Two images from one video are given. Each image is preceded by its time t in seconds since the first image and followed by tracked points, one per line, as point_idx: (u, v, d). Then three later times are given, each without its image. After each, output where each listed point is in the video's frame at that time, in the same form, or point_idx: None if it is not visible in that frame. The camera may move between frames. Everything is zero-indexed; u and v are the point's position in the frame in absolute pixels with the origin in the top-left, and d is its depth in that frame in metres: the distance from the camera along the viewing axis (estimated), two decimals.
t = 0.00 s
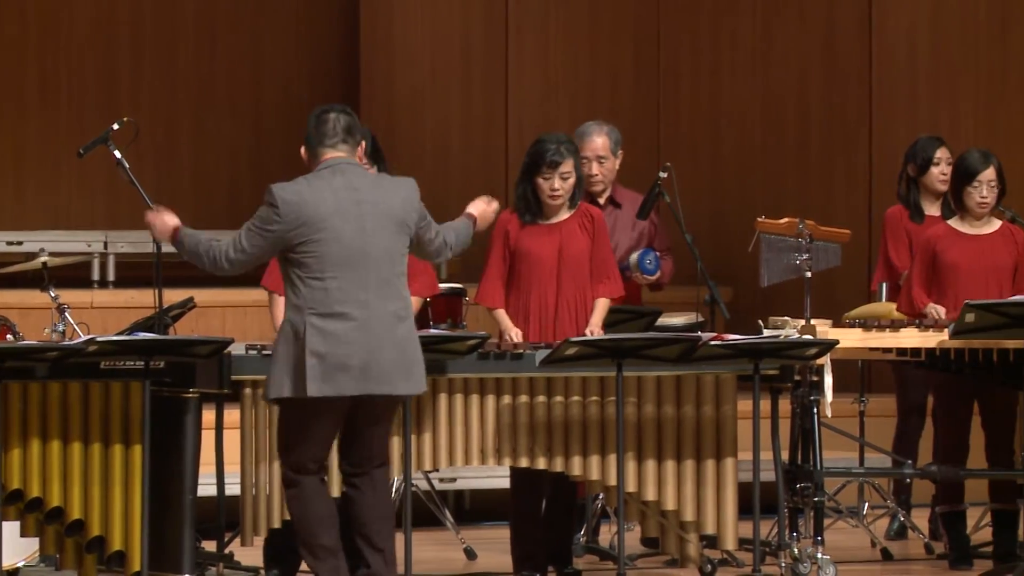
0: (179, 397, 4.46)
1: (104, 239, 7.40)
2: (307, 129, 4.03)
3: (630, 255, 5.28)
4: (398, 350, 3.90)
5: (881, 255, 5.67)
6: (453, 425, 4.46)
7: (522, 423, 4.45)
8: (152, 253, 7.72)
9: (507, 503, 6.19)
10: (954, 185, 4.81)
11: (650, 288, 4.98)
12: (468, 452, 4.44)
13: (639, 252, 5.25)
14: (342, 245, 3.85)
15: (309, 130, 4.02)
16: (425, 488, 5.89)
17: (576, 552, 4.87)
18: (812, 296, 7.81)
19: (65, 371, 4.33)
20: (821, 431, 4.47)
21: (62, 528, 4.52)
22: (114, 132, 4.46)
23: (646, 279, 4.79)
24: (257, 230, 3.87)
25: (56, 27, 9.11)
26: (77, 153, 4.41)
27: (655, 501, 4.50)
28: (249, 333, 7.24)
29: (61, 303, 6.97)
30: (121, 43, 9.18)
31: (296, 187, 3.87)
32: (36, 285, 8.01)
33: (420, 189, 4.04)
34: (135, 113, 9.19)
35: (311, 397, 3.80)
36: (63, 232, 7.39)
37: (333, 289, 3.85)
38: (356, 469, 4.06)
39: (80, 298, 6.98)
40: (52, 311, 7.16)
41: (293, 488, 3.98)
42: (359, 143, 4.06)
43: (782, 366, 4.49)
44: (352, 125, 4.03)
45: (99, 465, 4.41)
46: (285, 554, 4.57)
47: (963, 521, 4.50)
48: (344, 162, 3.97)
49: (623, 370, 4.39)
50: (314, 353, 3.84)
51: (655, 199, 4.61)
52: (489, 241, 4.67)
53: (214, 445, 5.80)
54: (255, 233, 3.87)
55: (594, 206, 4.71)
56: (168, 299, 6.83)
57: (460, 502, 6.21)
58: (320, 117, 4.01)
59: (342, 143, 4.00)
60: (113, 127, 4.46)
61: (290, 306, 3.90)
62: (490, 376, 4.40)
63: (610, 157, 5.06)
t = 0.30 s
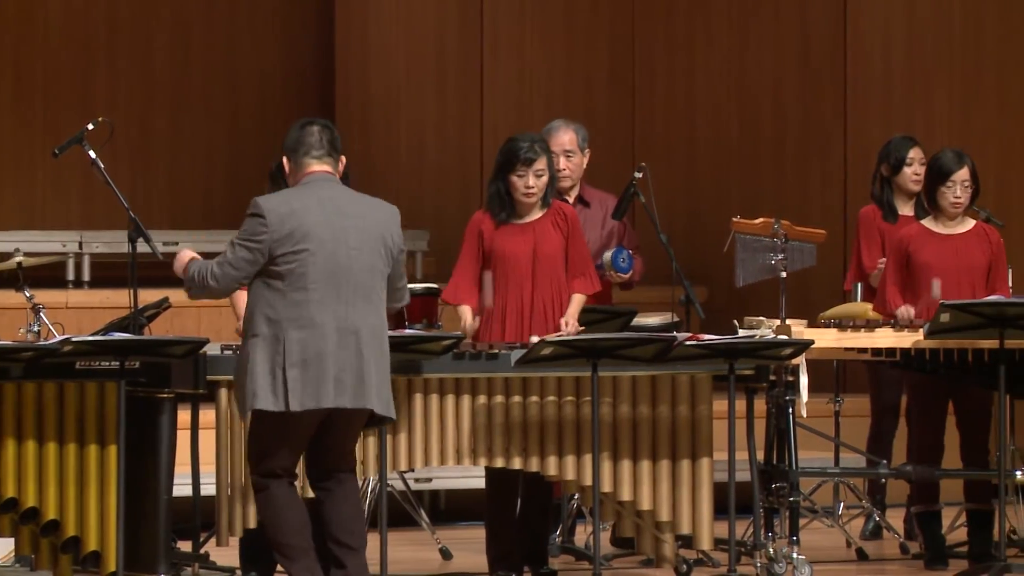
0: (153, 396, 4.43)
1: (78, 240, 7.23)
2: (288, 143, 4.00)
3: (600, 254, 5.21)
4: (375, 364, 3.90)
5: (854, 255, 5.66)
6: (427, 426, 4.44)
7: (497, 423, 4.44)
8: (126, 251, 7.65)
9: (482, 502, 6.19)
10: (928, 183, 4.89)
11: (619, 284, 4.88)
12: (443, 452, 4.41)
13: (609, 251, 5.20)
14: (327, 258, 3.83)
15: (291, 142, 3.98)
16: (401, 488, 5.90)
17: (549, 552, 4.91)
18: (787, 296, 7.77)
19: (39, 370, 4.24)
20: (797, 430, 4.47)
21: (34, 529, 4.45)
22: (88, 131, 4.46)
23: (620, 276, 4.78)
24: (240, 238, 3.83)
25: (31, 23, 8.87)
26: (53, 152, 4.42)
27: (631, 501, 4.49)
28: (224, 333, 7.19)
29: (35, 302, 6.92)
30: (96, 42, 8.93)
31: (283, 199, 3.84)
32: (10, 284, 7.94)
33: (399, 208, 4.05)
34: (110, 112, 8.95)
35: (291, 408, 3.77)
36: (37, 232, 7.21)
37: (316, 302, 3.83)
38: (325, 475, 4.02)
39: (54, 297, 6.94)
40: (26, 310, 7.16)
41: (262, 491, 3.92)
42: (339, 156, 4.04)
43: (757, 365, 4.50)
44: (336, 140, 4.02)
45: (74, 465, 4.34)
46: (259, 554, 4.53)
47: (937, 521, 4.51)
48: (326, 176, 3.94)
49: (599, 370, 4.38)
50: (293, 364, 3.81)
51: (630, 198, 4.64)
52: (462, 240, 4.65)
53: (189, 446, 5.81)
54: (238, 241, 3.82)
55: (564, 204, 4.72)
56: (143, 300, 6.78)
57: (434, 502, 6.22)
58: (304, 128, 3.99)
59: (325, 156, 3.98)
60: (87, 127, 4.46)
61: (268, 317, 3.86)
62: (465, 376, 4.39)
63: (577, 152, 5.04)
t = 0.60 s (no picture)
0: (134, 396, 4.40)
1: (58, 239, 7.21)
2: (266, 117, 3.97)
3: (579, 254, 5.22)
4: (361, 345, 3.88)
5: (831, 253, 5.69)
6: (406, 424, 4.42)
7: (477, 422, 4.42)
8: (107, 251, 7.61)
9: (460, 502, 6.19)
10: (909, 181, 4.92)
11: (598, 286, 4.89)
12: (423, 451, 4.40)
13: (588, 250, 5.22)
14: (308, 239, 3.82)
15: (271, 117, 3.95)
16: (381, 488, 5.90)
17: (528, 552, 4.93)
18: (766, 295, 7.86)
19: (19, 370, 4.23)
20: (776, 430, 4.47)
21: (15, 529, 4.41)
22: (67, 131, 4.47)
23: (600, 278, 4.77)
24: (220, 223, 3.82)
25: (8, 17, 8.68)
26: (33, 150, 4.42)
27: (610, 500, 4.49)
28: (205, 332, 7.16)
29: (14, 302, 6.86)
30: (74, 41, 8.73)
31: (261, 182, 3.83)
32: None
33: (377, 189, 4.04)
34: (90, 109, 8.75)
35: (277, 389, 3.75)
36: (17, 231, 7.18)
37: (298, 283, 3.81)
38: (316, 468, 3.99)
39: (34, 296, 6.88)
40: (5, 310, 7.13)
41: (253, 484, 3.90)
42: (316, 132, 4.02)
43: (737, 364, 4.49)
44: (315, 116, 3.99)
45: (54, 464, 4.31)
46: (239, 551, 4.54)
47: (917, 520, 4.52)
48: (306, 156, 3.94)
49: (579, 369, 4.37)
50: (279, 346, 3.80)
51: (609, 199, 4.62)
52: (440, 240, 4.66)
53: (168, 445, 5.84)
54: (218, 226, 3.82)
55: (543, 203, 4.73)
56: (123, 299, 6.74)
57: (414, 502, 6.22)
58: (282, 104, 3.96)
59: (305, 135, 3.97)
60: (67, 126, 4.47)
61: (252, 301, 3.85)
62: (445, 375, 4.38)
63: (556, 148, 5.04)
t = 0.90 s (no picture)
0: (114, 396, 4.33)
1: (38, 240, 7.18)
2: (238, 106, 3.91)
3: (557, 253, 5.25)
4: (344, 328, 3.82)
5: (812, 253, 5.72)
6: (385, 424, 4.41)
7: (457, 422, 4.42)
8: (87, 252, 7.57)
9: (439, 502, 6.21)
10: (893, 182, 4.92)
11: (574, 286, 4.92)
12: (403, 451, 4.39)
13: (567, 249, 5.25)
14: (278, 228, 3.76)
15: (241, 105, 3.89)
16: (362, 489, 5.93)
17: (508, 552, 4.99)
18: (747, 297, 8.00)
19: None
20: (756, 430, 4.47)
21: None
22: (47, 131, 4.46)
23: (579, 275, 4.78)
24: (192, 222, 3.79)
25: None
26: (13, 151, 4.40)
27: (591, 500, 4.49)
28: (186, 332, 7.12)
29: None
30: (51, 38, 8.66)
31: (227, 176, 3.78)
32: None
33: (349, 170, 3.96)
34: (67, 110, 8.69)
35: (260, 379, 3.71)
36: None
37: (273, 274, 3.76)
38: (313, 465, 3.90)
39: (14, 297, 6.84)
40: None
41: (245, 474, 3.82)
42: (289, 120, 3.95)
43: (717, 365, 4.49)
44: (286, 105, 3.92)
45: (33, 465, 4.25)
46: (217, 552, 4.53)
47: (898, 520, 4.52)
48: (275, 143, 3.86)
49: (559, 369, 4.36)
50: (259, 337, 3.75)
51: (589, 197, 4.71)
52: (420, 243, 4.65)
53: (149, 445, 5.88)
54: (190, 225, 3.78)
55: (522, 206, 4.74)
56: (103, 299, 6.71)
57: (395, 502, 6.26)
58: (253, 92, 3.90)
59: (275, 122, 3.90)
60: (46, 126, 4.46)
61: (232, 295, 3.81)
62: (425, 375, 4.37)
63: (534, 145, 5.04)
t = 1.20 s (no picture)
0: (96, 397, 4.27)
1: (18, 241, 7.13)
2: (210, 105, 3.91)
3: (538, 255, 5.25)
4: (323, 326, 3.81)
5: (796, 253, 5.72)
6: (366, 425, 4.39)
7: (439, 422, 4.40)
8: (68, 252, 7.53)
9: (419, 502, 6.22)
10: (876, 183, 4.91)
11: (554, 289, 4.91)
12: (384, 452, 4.37)
13: (547, 251, 5.26)
14: (251, 233, 3.75)
15: (213, 104, 3.90)
16: (343, 489, 5.94)
17: (489, 553, 5.00)
18: (728, 295, 8.00)
19: None
20: (737, 431, 4.47)
21: None
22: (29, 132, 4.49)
23: (559, 280, 4.79)
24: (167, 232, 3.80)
25: None
26: None
27: (572, 501, 4.49)
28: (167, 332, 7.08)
29: None
30: (32, 38, 8.50)
31: (198, 183, 3.77)
32: None
33: (324, 167, 3.93)
34: (50, 110, 8.52)
35: (237, 385, 3.71)
36: None
37: (249, 279, 3.76)
38: (294, 464, 3.90)
39: None
40: None
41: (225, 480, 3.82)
42: (261, 122, 3.95)
43: (698, 365, 4.49)
44: (258, 104, 3.93)
45: (12, 465, 4.23)
46: (197, 553, 4.52)
47: (879, 521, 4.52)
48: (246, 144, 3.86)
49: (540, 370, 4.35)
50: (237, 343, 3.75)
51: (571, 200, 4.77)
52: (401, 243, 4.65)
53: (130, 446, 5.90)
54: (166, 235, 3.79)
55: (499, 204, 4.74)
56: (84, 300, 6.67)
57: (376, 502, 6.26)
58: (226, 91, 3.90)
59: (246, 123, 3.89)
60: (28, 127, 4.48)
61: (211, 301, 3.82)
62: (406, 375, 4.35)
63: (515, 145, 5.04)
